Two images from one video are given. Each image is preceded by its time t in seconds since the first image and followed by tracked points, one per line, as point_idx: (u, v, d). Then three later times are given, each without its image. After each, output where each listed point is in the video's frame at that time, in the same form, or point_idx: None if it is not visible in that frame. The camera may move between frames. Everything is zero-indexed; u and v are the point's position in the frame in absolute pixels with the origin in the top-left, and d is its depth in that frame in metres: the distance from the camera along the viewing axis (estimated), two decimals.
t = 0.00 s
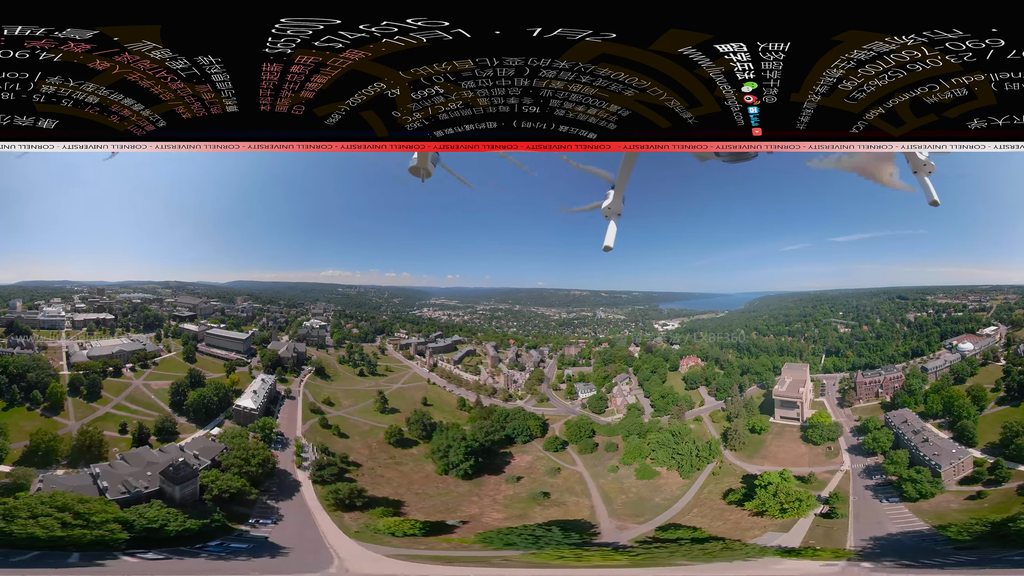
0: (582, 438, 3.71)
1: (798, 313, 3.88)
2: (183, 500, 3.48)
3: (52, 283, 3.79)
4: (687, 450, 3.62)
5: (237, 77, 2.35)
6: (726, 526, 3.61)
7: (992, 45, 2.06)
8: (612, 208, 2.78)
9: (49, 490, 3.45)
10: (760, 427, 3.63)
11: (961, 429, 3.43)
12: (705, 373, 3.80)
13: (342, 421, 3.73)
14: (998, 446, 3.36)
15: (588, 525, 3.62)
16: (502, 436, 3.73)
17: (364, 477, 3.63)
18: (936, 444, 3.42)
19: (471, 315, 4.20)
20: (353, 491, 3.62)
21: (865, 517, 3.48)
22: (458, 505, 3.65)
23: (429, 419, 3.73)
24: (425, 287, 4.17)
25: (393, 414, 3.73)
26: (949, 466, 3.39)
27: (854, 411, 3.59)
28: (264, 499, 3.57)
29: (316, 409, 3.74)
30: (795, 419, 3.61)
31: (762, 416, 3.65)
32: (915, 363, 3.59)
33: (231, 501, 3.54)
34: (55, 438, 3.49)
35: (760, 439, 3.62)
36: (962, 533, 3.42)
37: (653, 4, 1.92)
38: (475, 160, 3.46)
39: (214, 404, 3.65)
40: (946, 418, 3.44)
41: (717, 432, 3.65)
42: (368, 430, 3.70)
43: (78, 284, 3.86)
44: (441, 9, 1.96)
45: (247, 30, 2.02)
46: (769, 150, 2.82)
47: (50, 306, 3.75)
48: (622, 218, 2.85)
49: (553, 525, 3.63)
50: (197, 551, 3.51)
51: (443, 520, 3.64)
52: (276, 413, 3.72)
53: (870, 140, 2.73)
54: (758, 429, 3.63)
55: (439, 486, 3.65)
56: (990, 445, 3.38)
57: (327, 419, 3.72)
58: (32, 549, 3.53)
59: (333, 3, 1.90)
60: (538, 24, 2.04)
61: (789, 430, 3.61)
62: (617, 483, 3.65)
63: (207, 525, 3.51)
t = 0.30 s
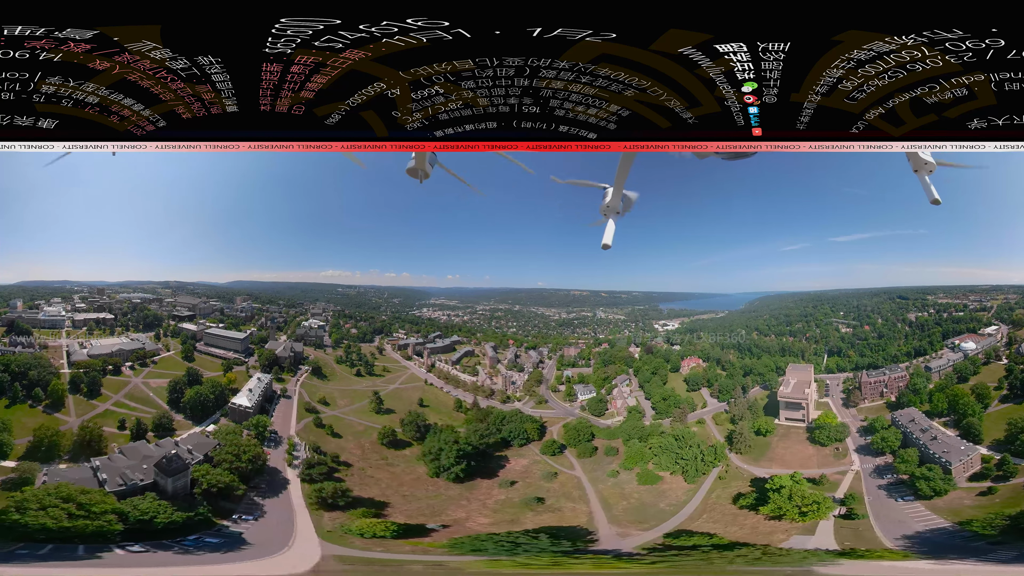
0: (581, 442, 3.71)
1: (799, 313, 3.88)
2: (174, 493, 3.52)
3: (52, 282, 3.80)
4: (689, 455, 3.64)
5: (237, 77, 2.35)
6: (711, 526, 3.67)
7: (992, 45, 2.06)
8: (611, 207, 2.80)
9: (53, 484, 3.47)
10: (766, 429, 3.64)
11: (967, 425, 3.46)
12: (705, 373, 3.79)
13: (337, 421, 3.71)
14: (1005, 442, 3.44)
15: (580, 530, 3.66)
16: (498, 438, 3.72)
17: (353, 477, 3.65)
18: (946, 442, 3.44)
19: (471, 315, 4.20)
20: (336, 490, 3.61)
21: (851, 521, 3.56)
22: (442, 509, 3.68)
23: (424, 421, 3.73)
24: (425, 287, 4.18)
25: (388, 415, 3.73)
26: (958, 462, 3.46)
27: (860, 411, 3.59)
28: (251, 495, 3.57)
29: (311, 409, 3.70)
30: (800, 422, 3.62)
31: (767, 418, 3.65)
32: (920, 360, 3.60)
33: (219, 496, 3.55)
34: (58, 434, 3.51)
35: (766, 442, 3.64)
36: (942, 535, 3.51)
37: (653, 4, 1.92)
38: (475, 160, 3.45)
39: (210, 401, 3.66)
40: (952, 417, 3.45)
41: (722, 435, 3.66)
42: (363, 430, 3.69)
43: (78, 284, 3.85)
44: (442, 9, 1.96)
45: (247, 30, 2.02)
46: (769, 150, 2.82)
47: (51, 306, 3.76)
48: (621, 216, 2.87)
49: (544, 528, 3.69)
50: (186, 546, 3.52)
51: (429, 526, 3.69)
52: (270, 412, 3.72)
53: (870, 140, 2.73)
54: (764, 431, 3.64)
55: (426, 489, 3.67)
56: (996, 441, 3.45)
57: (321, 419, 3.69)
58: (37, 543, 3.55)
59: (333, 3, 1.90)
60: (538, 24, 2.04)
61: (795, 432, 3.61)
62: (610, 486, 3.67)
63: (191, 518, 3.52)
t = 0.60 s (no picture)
0: (580, 445, 3.71)
1: (800, 314, 3.89)
2: (167, 486, 3.47)
3: (52, 282, 3.80)
4: (695, 459, 3.59)
5: (237, 78, 2.35)
6: (712, 530, 3.57)
7: (992, 45, 2.06)
8: (612, 205, 2.82)
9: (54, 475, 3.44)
10: (771, 431, 3.61)
11: (975, 422, 3.43)
12: (707, 374, 3.78)
13: (330, 421, 3.68)
14: (1009, 440, 3.38)
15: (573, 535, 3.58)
16: (494, 441, 3.71)
17: (343, 476, 3.61)
18: (953, 439, 3.41)
19: (471, 315, 4.22)
20: (320, 489, 3.57)
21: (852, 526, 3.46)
22: (428, 512, 3.61)
23: (419, 422, 3.72)
24: (425, 287, 4.18)
25: (382, 416, 3.71)
26: (968, 459, 3.37)
27: (865, 411, 3.57)
28: (239, 492, 3.54)
29: (305, 409, 3.70)
30: (806, 422, 3.60)
31: (772, 421, 3.64)
32: (923, 360, 3.60)
33: (208, 491, 3.51)
34: (60, 429, 3.50)
35: (772, 444, 3.61)
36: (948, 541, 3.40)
37: (653, 3, 1.92)
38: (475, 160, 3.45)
39: (206, 400, 3.67)
40: (957, 416, 3.43)
41: (726, 438, 3.65)
42: (356, 430, 3.67)
43: (78, 284, 3.86)
44: (441, 9, 1.96)
45: (247, 30, 2.02)
46: (769, 149, 2.82)
47: (51, 305, 3.75)
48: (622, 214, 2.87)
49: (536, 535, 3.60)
50: (173, 542, 3.45)
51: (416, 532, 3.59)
52: (265, 410, 3.71)
53: (870, 140, 2.73)
54: (769, 433, 3.61)
55: (413, 491, 3.62)
56: (1001, 438, 3.39)
57: (315, 419, 3.68)
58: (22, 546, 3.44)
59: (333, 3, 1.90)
60: (538, 24, 2.04)
61: (801, 433, 3.59)
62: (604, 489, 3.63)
63: (179, 511, 3.45)
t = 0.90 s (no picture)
0: (580, 449, 3.71)
1: (801, 313, 3.91)
2: (161, 479, 3.48)
3: (52, 282, 3.80)
4: (701, 464, 3.59)
5: (237, 77, 2.35)
6: (728, 536, 3.54)
7: (992, 45, 2.06)
8: (612, 207, 2.81)
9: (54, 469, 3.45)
10: (777, 433, 3.61)
11: (980, 420, 3.42)
12: (709, 375, 3.79)
13: (325, 420, 3.70)
14: (1015, 436, 3.38)
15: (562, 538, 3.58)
16: (489, 444, 3.71)
17: (331, 476, 3.63)
18: (961, 436, 3.41)
19: (470, 315, 4.23)
20: (305, 488, 3.56)
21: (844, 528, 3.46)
22: (411, 514, 3.61)
23: (413, 423, 3.71)
24: (425, 288, 4.20)
25: (378, 416, 3.73)
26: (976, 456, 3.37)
27: (870, 410, 3.57)
28: (229, 487, 3.55)
29: (300, 408, 3.70)
30: (812, 423, 3.60)
31: (778, 421, 3.64)
32: (926, 360, 3.59)
33: (198, 486, 3.52)
34: (61, 425, 3.48)
35: (779, 446, 3.60)
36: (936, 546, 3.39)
37: (653, 3, 1.92)
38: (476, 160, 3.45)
39: (203, 397, 3.65)
40: (961, 413, 3.44)
41: (731, 441, 3.64)
42: (350, 430, 3.69)
43: (78, 284, 3.87)
44: (442, 9, 1.96)
45: (247, 30, 2.03)
46: (769, 149, 2.82)
47: (51, 305, 3.75)
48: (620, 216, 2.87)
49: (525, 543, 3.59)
50: (159, 535, 3.47)
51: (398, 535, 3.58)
52: (259, 408, 3.69)
53: (870, 140, 2.73)
54: (775, 435, 3.61)
55: (401, 493, 3.63)
56: (1007, 435, 3.40)
57: (310, 417, 3.69)
58: (17, 545, 3.41)
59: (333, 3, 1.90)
60: (539, 24, 2.04)
61: (807, 434, 3.58)
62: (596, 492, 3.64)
63: (169, 504, 3.47)
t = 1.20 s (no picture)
0: (580, 454, 3.71)
1: (801, 314, 3.89)
2: (156, 472, 3.48)
3: (52, 282, 3.81)
4: (707, 469, 3.59)
5: (237, 78, 2.35)
6: (750, 541, 3.55)
7: (991, 45, 2.06)
8: (612, 204, 2.80)
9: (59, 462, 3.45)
10: (784, 435, 3.61)
11: (983, 417, 3.43)
12: (710, 377, 3.80)
13: (319, 420, 3.69)
14: (1019, 433, 3.36)
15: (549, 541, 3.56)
16: (484, 447, 3.72)
17: (320, 476, 3.60)
18: (969, 433, 3.42)
19: (471, 316, 4.25)
20: (291, 485, 3.53)
21: (829, 529, 3.51)
22: (392, 516, 3.58)
23: (406, 424, 3.72)
24: (425, 288, 4.22)
25: (374, 416, 3.72)
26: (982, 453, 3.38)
27: (876, 409, 3.56)
28: (221, 483, 3.54)
29: (296, 406, 3.69)
30: (818, 425, 3.59)
31: (784, 425, 3.63)
32: (930, 359, 3.60)
33: (190, 481, 3.51)
34: (62, 421, 3.50)
35: (786, 449, 3.60)
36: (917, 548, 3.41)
37: (653, 3, 1.93)
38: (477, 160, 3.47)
39: (199, 394, 3.65)
40: (966, 411, 3.42)
41: (736, 444, 3.64)
42: (344, 430, 3.67)
43: (79, 284, 3.87)
44: (442, 9, 1.96)
45: (247, 30, 2.03)
46: (769, 150, 2.82)
47: (51, 305, 3.75)
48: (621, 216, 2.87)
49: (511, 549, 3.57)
50: (149, 528, 3.49)
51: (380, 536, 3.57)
52: (255, 407, 3.70)
53: (870, 140, 2.73)
54: (782, 437, 3.61)
55: (387, 494, 3.61)
56: (1011, 432, 3.38)
57: (304, 416, 3.67)
58: (22, 544, 3.43)
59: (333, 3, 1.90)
60: (539, 24, 2.03)
61: (814, 436, 3.58)
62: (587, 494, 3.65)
63: (161, 496, 3.47)
